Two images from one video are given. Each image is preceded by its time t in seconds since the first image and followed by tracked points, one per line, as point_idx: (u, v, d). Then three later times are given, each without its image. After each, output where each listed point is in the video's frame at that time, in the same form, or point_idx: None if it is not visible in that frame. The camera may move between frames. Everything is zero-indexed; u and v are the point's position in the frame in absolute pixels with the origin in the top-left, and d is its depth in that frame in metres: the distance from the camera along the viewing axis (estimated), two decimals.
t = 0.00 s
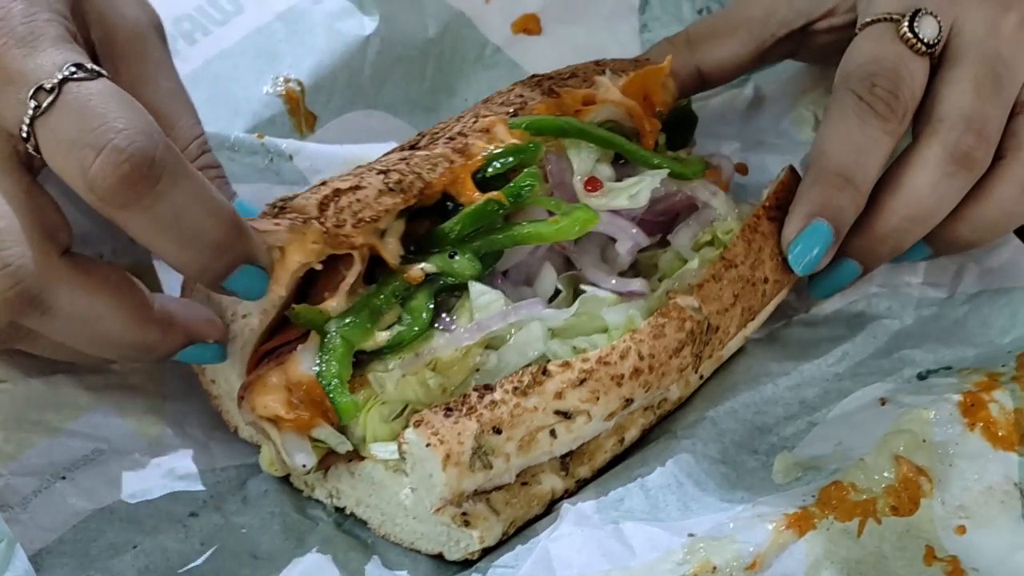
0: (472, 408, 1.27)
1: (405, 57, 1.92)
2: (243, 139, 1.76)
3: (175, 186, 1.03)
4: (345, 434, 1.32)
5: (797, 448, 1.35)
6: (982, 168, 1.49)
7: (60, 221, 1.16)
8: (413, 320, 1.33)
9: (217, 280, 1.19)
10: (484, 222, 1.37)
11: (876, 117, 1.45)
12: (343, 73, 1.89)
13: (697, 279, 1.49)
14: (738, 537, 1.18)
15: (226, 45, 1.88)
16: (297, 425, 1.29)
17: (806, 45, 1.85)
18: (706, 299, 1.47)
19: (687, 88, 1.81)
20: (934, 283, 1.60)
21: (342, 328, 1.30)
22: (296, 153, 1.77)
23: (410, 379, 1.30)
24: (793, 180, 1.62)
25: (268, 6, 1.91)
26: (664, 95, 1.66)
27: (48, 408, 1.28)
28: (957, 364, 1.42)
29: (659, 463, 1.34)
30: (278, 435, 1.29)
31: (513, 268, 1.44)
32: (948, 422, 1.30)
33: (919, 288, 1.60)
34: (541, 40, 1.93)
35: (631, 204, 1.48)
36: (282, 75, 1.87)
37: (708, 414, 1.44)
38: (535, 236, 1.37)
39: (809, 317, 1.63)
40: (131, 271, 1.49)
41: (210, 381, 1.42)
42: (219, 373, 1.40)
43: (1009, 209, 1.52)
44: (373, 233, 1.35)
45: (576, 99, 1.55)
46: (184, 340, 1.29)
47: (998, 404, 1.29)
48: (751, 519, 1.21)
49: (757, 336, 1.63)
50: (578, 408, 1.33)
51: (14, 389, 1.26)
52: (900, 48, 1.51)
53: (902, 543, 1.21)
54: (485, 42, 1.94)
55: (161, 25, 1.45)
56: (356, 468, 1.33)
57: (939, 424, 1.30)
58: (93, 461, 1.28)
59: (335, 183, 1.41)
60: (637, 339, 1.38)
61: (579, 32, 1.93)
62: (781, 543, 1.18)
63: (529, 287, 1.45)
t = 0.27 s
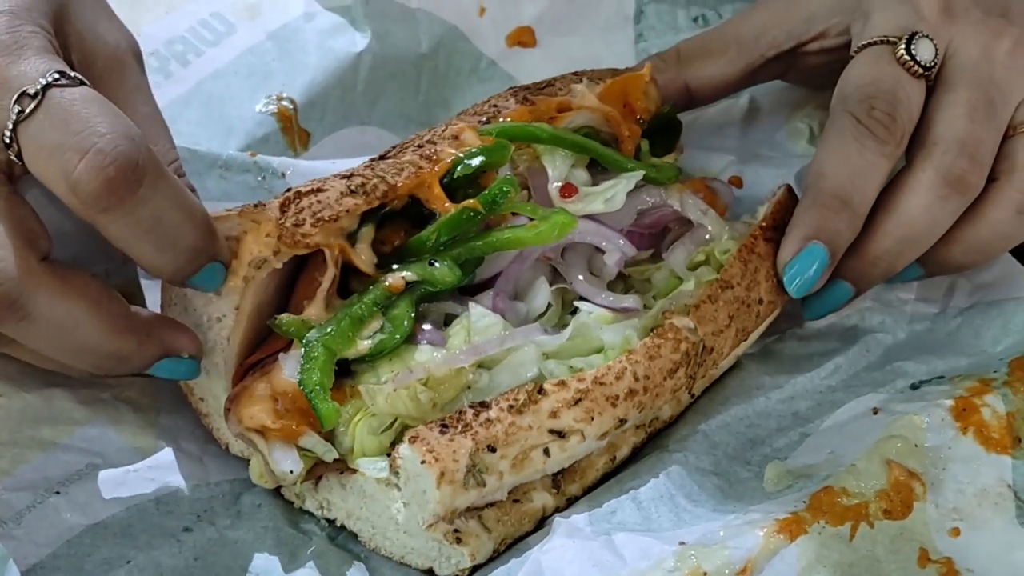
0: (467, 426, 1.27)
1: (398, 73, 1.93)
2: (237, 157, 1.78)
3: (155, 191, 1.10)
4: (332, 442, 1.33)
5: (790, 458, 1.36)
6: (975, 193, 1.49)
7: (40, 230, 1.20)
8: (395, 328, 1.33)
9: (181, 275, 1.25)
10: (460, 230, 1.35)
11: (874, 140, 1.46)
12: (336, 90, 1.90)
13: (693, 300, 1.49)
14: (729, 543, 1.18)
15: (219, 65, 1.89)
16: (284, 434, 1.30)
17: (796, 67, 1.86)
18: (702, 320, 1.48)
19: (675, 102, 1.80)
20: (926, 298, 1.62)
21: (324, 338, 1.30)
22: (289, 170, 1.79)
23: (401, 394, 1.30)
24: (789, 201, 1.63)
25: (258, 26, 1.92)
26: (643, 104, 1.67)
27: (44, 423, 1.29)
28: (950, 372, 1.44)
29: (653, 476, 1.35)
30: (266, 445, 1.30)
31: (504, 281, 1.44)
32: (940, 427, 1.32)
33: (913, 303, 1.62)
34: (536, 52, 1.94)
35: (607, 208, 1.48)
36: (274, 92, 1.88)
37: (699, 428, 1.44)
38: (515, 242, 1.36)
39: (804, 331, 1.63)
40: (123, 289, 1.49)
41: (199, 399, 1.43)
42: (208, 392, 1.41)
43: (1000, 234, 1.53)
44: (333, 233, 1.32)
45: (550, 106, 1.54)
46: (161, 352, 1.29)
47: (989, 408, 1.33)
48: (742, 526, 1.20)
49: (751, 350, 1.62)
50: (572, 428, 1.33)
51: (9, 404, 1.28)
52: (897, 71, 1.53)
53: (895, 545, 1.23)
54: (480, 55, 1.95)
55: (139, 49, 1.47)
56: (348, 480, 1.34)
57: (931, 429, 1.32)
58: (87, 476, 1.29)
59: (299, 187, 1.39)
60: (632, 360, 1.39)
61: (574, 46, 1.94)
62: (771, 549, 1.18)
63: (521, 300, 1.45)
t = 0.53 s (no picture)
0: (470, 427, 1.26)
1: (400, 73, 1.93)
2: (237, 157, 1.77)
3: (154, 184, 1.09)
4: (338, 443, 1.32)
5: (796, 458, 1.34)
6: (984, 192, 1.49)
7: (37, 230, 1.19)
8: (396, 327, 1.31)
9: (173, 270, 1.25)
10: (461, 228, 1.34)
11: (884, 138, 1.45)
12: (338, 90, 1.89)
13: (697, 299, 1.48)
14: (735, 544, 1.16)
15: (220, 65, 1.88)
16: (285, 435, 1.29)
17: (801, 67, 1.86)
18: (706, 319, 1.46)
19: (678, 101, 1.81)
20: (932, 298, 1.61)
21: (325, 337, 1.28)
22: (289, 171, 1.78)
23: (406, 396, 1.29)
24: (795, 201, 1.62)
25: (258, 26, 1.92)
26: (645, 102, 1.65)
27: (44, 424, 1.29)
28: (958, 372, 1.42)
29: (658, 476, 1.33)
30: (266, 446, 1.29)
31: (508, 280, 1.43)
32: (949, 425, 1.31)
33: (919, 304, 1.60)
34: (538, 52, 1.93)
35: (606, 207, 1.47)
36: (275, 92, 1.87)
37: (705, 428, 1.43)
38: (517, 240, 1.35)
39: (810, 331, 1.62)
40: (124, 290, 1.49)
41: (199, 401, 1.42)
42: (209, 393, 1.41)
43: (1010, 233, 1.52)
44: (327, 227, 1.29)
45: (550, 104, 1.50)
46: (161, 352, 1.28)
47: (998, 405, 1.31)
48: (749, 526, 1.19)
49: (757, 351, 1.61)
50: (576, 428, 1.32)
51: (8, 404, 1.27)
52: (906, 68, 1.52)
53: (904, 545, 1.22)
54: (483, 54, 1.94)
55: (133, 48, 1.47)
56: (350, 482, 1.33)
57: (939, 427, 1.30)
58: (87, 477, 1.28)
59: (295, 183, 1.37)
60: (637, 359, 1.37)
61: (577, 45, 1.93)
62: (779, 549, 1.16)
63: (525, 301, 1.44)
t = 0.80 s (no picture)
0: (475, 431, 1.27)
1: (406, 77, 1.95)
2: (244, 161, 1.79)
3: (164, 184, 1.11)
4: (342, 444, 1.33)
5: (799, 458, 1.34)
6: (987, 200, 1.50)
7: (50, 228, 1.19)
8: (403, 327, 1.33)
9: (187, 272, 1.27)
10: (467, 230, 1.36)
11: (887, 142, 1.46)
12: (343, 95, 1.91)
13: (699, 300, 1.49)
14: (740, 541, 1.17)
15: (224, 73, 1.89)
16: (292, 436, 1.30)
17: (810, 51, 1.89)
18: (708, 320, 1.47)
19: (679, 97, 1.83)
20: (935, 300, 1.62)
21: (333, 338, 1.29)
22: (295, 175, 1.80)
23: (413, 399, 1.30)
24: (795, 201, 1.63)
25: (262, 34, 1.93)
26: (648, 103, 1.66)
27: (53, 425, 1.30)
28: (960, 372, 1.43)
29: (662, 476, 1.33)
30: (274, 447, 1.30)
31: (512, 283, 1.44)
32: (951, 423, 1.31)
33: (921, 306, 1.61)
34: (541, 55, 1.95)
35: (609, 208, 1.48)
36: (280, 97, 1.89)
37: (710, 429, 1.43)
38: (522, 242, 1.36)
39: (813, 332, 1.63)
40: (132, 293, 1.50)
41: (207, 402, 1.43)
42: (216, 393, 1.42)
43: (1010, 240, 1.53)
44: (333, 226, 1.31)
45: (553, 106, 1.53)
46: (172, 351, 1.29)
47: (1000, 404, 1.31)
48: (752, 524, 1.20)
49: (760, 352, 1.62)
50: (580, 430, 1.33)
51: (17, 405, 1.28)
52: (914, 74, 1.53)
53: (907, 541, 1.23)
54: (487, 57, 1.96)
55: (139, 53, 1.50)
56: (357, 484, 1.34)
57: (942, 424, 1.31)
58: (95, 478, 1.29)
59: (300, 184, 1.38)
60: (639, 361, 1.38)
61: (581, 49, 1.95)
62: (783, 546, 1.17)
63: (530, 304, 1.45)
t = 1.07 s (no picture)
0: (483, 428, 1.26)
1: (410, 75, 1.92)
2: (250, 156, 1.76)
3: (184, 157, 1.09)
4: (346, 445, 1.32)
5: (806, 457, 1.34)
6: (999, 200, 1.50)
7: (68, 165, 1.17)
8: (407, 325, 1.32)
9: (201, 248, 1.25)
10: (468, 228, 1.37)
11: (900, 143, 1.45)
12: (348, 90, 1.88)
13: (705, 299, 1.49)
14: (747, 541, 1.17)
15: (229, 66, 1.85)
16: (296, 435, 1.28)
17: (817, 39, 1.87)
18: (715, 319, 1.48)
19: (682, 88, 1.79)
20: (941, 299, 1.62)
21: (338, 337, 1.28)
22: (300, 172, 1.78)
23: (420, 400, 1.30)
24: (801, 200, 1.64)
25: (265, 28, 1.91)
26: (645, 94, 1.67)
27: (58, 424, 1.31)
28: (966, 372, 1.43)
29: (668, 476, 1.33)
30: (278, 449, 1.29)
31: (517, 280, 1.44)
32: (958, 424, 1.31)
33: (926, 304, 1.61)
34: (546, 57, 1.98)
35: (612, 200, 1.50)
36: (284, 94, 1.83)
37: (715, 428, 1.43)
38: (524, 236, 1.37)
39: (818, 331, 1.62)
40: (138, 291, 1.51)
41: (211, 408, 1.44)
42: (218, 399, 1.42)
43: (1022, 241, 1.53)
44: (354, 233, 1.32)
45: (552, 99, 1.55)
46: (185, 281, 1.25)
47: (1007, 406, 1.32)
48: (759, 524, 1.19)
49: (765, 350, 1.62)
50: (588, 428, 1.33)
51: (22, 403, 1.30)
52: (929, 73, 1.51)
53: (912, 543, 1.23)
54: (490, 59, 1.97)
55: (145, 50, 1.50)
56: (363, 484, 1.33)
57: (948, 426, 1.31)
58: (101, 478, 1.29)
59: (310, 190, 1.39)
60: (648, 359, 1.38)
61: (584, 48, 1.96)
62: (790, 547, 1.17)
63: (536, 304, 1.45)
